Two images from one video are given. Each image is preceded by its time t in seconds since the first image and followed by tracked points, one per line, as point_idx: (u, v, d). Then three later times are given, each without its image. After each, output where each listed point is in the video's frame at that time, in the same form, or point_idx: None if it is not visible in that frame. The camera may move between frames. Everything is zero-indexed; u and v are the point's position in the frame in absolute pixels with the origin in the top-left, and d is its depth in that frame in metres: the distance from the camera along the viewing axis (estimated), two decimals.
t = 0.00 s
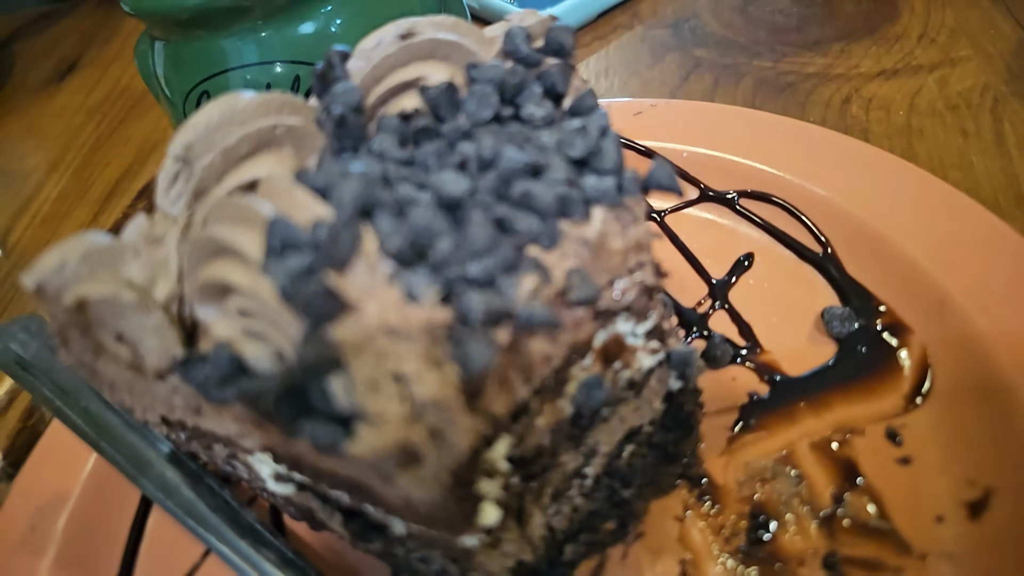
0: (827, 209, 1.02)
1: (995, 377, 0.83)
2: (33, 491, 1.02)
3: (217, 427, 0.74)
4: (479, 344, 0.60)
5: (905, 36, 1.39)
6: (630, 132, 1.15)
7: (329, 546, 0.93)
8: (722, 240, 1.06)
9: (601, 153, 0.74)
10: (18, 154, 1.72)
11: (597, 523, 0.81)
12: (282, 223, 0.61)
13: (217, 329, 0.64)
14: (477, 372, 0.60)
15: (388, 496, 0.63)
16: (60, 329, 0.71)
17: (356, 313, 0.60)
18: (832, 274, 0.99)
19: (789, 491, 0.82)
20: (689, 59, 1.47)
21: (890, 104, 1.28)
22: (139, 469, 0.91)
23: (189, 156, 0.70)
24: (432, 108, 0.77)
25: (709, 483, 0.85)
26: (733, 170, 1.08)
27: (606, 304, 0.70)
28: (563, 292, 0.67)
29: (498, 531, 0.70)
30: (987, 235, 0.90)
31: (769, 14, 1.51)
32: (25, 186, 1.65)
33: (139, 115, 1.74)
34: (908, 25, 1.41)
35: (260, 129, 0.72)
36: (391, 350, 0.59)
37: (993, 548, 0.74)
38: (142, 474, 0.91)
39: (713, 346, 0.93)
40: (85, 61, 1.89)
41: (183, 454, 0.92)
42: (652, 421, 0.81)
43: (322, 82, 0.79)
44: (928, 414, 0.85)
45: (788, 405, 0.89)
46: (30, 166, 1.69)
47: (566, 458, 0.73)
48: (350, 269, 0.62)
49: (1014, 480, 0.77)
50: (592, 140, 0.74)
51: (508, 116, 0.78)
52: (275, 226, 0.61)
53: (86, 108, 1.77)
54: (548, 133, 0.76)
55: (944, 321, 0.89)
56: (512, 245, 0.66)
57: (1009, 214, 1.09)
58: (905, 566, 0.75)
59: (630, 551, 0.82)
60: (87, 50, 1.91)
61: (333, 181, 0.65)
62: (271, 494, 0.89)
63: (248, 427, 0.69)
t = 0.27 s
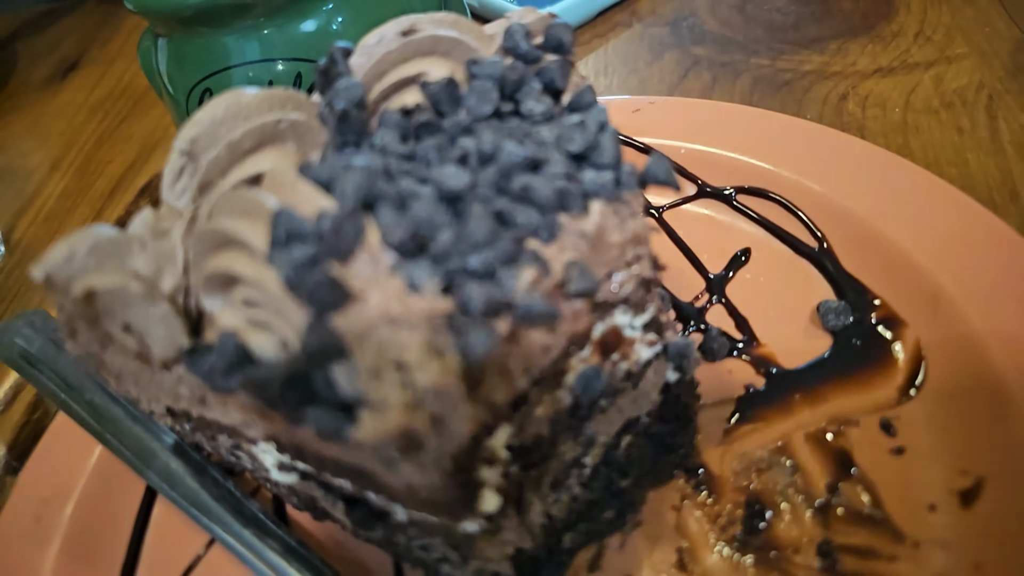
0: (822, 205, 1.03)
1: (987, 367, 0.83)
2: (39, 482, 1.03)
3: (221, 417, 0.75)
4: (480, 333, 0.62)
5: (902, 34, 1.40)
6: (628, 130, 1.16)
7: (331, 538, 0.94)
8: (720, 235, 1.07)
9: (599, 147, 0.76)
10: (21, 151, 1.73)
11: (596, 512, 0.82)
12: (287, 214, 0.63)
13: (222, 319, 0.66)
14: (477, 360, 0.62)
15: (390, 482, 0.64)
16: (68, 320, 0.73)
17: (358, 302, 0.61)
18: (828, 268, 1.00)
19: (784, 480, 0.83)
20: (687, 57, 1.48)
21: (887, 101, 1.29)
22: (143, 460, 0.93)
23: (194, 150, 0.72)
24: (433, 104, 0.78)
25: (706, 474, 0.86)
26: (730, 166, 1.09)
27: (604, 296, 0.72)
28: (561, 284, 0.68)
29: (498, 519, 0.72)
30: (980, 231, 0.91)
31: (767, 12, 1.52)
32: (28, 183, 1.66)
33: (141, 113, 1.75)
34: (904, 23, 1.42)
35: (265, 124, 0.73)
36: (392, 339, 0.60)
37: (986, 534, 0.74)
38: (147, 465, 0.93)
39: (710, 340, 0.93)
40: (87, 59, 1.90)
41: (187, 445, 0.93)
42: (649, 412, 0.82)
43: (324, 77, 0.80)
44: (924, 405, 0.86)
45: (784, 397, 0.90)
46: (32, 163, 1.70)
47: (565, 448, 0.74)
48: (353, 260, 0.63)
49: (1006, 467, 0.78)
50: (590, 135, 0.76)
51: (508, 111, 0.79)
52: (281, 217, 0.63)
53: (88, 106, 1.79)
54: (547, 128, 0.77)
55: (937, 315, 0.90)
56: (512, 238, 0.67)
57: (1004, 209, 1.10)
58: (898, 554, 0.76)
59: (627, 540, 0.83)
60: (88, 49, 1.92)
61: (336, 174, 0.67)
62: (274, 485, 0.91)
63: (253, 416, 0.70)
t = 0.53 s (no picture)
0: (818, 196, 1.04)
1: (977, 354, 0.85)
2: (44, 465, 1.05)
3: (226, 397, 0.77)
4: (480, 314, 0.63)
5: (899, 31, 1.42)
6: (628, 122, 1.17)
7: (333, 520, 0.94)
8: (717, 227, 1.08)
9: (597, 135, 0.77)
10: (25, 144, 1.75)
11: (592, 494, 0.83)
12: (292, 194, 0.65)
13: (227, 300, 0.67)
14: (477, 340, 0.63)
15: (391, 457, 0.66)
16: (76, 300, 0.74)
17: (361, 282, 0.63)
18: (823, 259, 1.01)
19: (777, 464, 0.84)
20: (687, 53, 1.49)
21: (884, 96, 1.30)
22: (147, 443, 0.94)
23: (200, 136, 0.74)
24: (435, 92, 0.80)
25: (701, 458, 0.88)
26: (728, 159, 1.11)
27: (602, 281, 0.73)
28: (560, 269, 0.70)
29: (495, 498, 0.73)
30: (971, 221, 0.93)
31: (766, 9, 1.54)
32: (32, 175, 1.68)
33: (144, 106, 1.76)
34: (902, 20, 1.43)
35: (270, 110, 0.75)
36: (394, 318, 0.62)
37: (974, 516, 0.76)
38: (151, 448, 0.94)
39: (706, 328, 0.96)
40: (91, 53, 1.91)
41: (190, 429, 0.95)
42: (646, 397, 0.83)
43: (329, 65, 0.82)
44: (916, 392, 0.87)
45: (779, 384, 0.92)
46: (36, 156, 1.72)
47: (562, 430, 0.76)
48: (356, 241, 0.64)
49: (995, 452, 0.79)
50: (589, 122, 0.77)
51: (508, 100, 0.80)
52: (286, 197, 0.64)
53: (92, 99, 1.80)
54: (547, 117, 0.79)
55: (929, 304, 0.91)
56: (511, 223, 0.68)
57: (999, 202, 1.11)
58: (889, 535, 0.77)
59: (624, 521, 0.85)
60: (92, 43, 1.94)
61: (340, 158, 0.69)
62: (276, 468, 0.93)
63: (258, 395, 0.71)
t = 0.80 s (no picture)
0: (814, 186, 1.06)
1: (966, 341, 0.86)
2: (45, 444, 1.06)
3: (228, 374, 0.78)
4: (479, 291, 0.64)
5: (896, 28, 1.43)
6: (627, 114, 1.19)
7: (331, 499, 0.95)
8: (713, 216, 1.10)
9: (596, 121, 0.78)
10: (27, 132, 1.76)
11: (587, 475, 0.85)
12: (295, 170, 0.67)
13: (231, 276, 0.68)
14: (476, 316, 0.64)
15: (391, 430, 0.67)
16: (81, 277, 0.76)
17: (364, 257, 0.64)
18: (817, 248, 1.02)
19: (770, 447, 0.86)
20: (687, 48, 1.51)
21: (880, 92, 1.32)
22: (149, 424, 0.94)
23: (205, 117, 0.77)
24: (437, 76, 0.81)
25: (694, 440, 0.89)
26: (725, 150, 1.12)
27: (599, 265, 0.75)
28: (558, 251, 0.71)
29: (492, 475, 0.74)
30: (962, 213, 0.94)
31: (765, 6, 1.55)
32: (34, 164, 1.69)
33: (146, 97, 1.78)
34: (899, 17, 1.45)
35: (275, 91, 0.76)
36: (395, 293, 0.63)
37: (960, 497, 0.77)
38: (152, 429, 0.94)
39: (702, 315, 0.97)
40: (94, 44, 1.93)
41: (191, 410, 0.96)
42: (641, 380, 0.85)
43: (332, 50, 0.83)
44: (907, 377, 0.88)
45: (772, 369, 0.93)
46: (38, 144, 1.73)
47: (558, 411, 0.77)
48: (359, 218, 0.66)
49: (982, 435, 0.80)
50: (588, 108, 0.79)
51: (509, 86, 0.82)
52: (290, 173, 0.66)
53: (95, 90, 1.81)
54: (547, 102, 0.80)
55: (921, 292, 0.93)
56: (511, 204, 0.69)
57: (992, 195, 1.12)
58: (878, 515, 0.78)
59: (618, 502, 0.86)
60: (95, 33, 1.95)
61: (343, 138, 0.70)
62: (276, 449, 0.94)
63: (260, 371, 0.73)
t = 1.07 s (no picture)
0: (807, 176, 1.07)
1: (954, 326, 0.88)
2: (46, 425, 1.07)
3: (229, 353, 0.80)
4: (476, 270, 0.66)
5: (892, 24, 1.44)
6: (625, 107, 1.20)
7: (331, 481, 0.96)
8: (709, 206, 1.11)
9: (593, 107, 0.80)
10: (28, 122, 1.76)
11: (583, 457, 0.86)
12: (299, 149, 0.68)
13: (234, 254, 0.70)
14: (473, 295, 0.65)
15: (389, 405, 0.68)
16: (86, 255, 0.77)
17: (365, 236, 0.66)
18: (811, 238, 1.04)
19: (761, 430, 0.87)
20: (685, 42, 1.52)
21: (875, 87, 1.33)
22: (149, 406, 0.94)
23: (209, 99, 0.77)
24: (437, 62, 0.83)
25: (688, 424, 0.91)
26: (722, 142, 1.14)
27: (595, 249, 0.77)
28: (555, 234, 0.72)
29: (489, 453, 0.76)
30: (956, 202, 0.95)
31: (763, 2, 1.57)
32: (35, 153, 1.69)
33: (148, 87, 1.79)
34: (894, 14, 1.46)
35: (278, 75, 0.77)
36: (395, 270, 0.65)
37: (947, 478, 0.78)
38: (153, 410, 0.94)
39: (696, 301, 0.99)
40: (95, 35, 1.94)
41: (192, 393, 0.96)
42: (635, 363, 0.86)
43: (335, 36, 0.84)
44: (896, 363, 0.90)
45: (764, 355, 0.95)
46: (39, 134, 1.74)
47: (554, 392, 0.78)
48: (360, 197, 0.67)
49: (968, 418, 0.81)
50: (586, 94, 0.80)
51: (509, 73, 0.83)
52: (293, 152, 0.67)
53: (96, 80, 1.82)
54: (545, 89, 0.81)
55: (910, 279, 0.94)
56: (509, 187, 0.71)
57: (983, 187, 1.14)
58: (866, 496, 0.79)
59: (612, 483, 0.88)
60: (97, 24, 1.96)
61: (345, 120, 0.71)
62: (277, 431, 0.96)
63: (261, 348, 0.74)
